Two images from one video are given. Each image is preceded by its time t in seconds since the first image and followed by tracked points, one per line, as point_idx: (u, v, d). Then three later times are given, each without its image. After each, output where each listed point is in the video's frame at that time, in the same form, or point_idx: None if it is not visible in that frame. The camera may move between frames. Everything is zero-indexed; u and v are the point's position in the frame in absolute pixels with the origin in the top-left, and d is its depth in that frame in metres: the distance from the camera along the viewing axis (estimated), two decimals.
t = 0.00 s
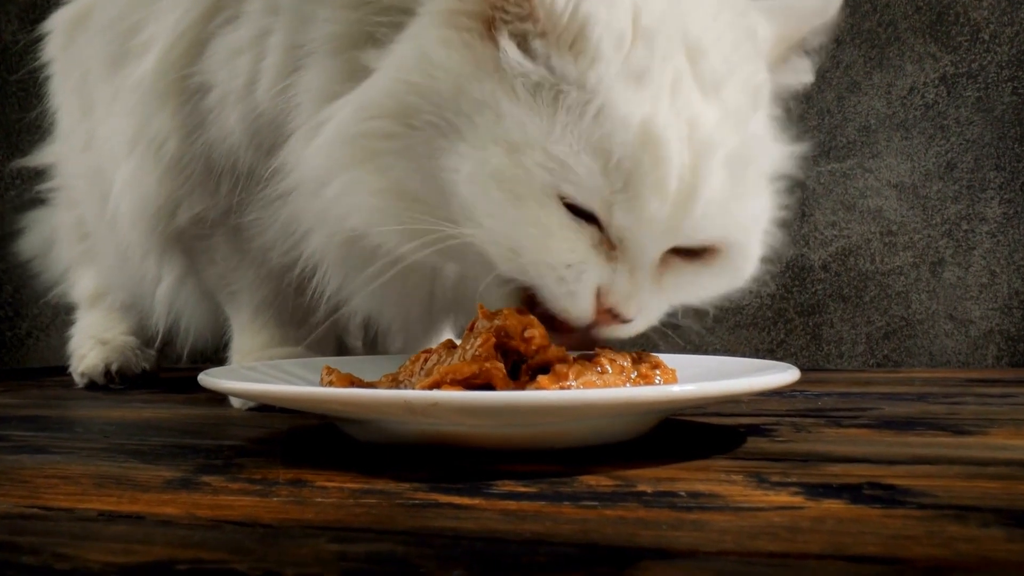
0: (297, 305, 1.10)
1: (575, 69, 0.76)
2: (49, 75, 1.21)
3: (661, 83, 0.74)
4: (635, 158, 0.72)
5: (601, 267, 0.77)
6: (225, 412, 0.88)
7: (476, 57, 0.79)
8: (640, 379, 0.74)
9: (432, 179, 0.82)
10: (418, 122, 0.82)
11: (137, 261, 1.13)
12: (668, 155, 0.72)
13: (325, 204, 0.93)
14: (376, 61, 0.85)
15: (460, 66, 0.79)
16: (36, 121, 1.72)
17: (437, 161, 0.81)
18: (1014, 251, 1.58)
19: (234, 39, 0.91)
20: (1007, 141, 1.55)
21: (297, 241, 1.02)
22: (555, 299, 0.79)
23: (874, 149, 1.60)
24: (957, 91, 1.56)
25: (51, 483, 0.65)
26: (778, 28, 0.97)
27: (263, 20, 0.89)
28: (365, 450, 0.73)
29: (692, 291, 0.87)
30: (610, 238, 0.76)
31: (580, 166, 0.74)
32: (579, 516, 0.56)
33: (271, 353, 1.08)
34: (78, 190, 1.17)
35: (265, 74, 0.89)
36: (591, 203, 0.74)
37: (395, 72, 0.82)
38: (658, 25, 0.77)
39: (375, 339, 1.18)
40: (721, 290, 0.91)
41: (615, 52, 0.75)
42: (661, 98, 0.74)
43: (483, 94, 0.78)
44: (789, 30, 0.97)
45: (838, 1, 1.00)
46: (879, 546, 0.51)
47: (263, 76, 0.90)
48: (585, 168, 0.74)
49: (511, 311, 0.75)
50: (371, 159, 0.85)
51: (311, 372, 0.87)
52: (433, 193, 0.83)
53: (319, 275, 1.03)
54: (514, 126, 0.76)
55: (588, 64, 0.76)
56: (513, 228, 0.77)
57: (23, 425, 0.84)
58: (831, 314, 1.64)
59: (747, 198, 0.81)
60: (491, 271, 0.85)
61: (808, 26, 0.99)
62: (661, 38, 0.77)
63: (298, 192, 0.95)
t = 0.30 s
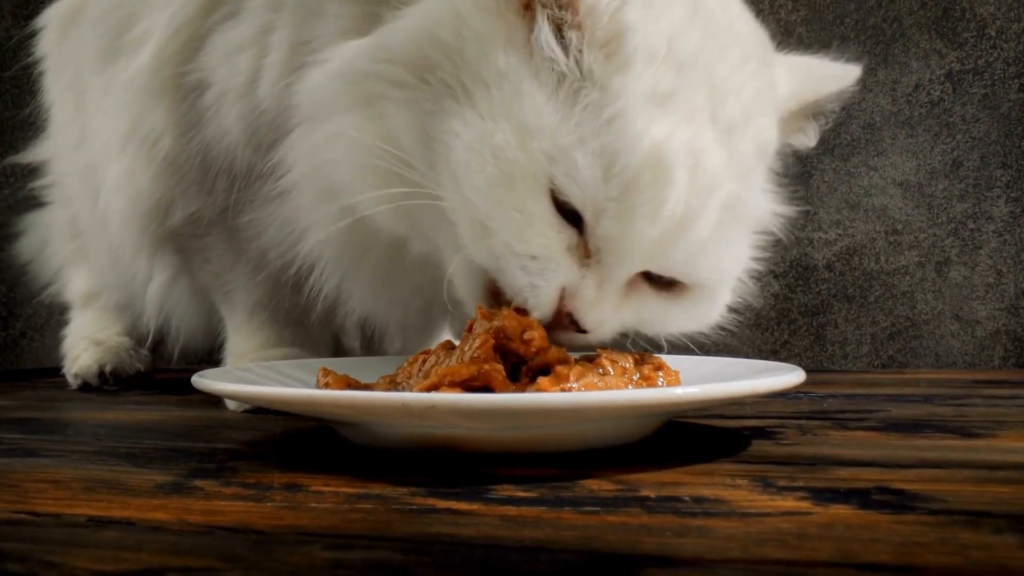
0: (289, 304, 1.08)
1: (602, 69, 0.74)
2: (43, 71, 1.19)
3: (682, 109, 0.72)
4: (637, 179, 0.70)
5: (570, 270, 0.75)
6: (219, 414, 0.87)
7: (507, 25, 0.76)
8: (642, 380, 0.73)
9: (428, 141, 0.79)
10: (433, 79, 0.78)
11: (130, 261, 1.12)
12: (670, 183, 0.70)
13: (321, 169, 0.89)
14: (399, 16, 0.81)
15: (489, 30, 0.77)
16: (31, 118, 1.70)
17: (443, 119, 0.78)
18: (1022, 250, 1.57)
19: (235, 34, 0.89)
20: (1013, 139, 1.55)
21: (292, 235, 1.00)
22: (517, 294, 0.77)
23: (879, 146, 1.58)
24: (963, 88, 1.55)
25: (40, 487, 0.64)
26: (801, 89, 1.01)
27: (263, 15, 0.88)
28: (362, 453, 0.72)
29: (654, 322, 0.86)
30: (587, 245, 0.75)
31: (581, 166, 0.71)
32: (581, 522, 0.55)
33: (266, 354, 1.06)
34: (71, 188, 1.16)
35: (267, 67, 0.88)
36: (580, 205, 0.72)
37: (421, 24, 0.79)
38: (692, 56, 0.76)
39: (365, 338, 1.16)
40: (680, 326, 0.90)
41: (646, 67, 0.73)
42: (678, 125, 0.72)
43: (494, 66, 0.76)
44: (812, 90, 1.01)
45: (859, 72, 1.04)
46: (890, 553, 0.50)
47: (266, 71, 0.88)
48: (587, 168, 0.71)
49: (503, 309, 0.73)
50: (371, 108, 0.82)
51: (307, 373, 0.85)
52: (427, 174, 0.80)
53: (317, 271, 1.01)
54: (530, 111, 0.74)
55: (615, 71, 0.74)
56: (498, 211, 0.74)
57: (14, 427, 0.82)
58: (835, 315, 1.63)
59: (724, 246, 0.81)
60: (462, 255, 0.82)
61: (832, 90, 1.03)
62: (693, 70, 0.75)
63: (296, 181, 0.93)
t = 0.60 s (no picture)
0: (282, 305, 1.07)
1: (599, 83, 0.73)
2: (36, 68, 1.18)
3: (680, 122, 0.72)
4: (634, 196, 0.70)
5: (563, 285, 0.74)
6: (214, 416, 0.85)
7: (501, 35, 0.74)
8: (644, 382, 0.71)
9: (421, 155, 0.77)
10: (426, 91, 0.76)
11: (123, 262, 1.10)
12: (665, 202, 0.70)
13: (308, 178, 0.87)
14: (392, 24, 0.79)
15: (484, 43, 0.74)
16: (24, 117, 1.68)
17: (436, 131, 0.76)
18: None
19: (227, 29, 0.88)
20: (1020, 136, 1.53)
21: (278, 241, 0.99)
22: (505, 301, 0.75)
23: (884, 144, 1.57)
24: (969, 85, 1.53)
25: (29, 492, 0.62)
26: (790, 93, 1.00)
27: (256, 10, 0.86)
28: (358, 456, 0.70)
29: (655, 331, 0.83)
30: (581, 259, 0.73)
31: (580, 182, 0.71)
32: (583, 529, 0.53)
33: (262, 356, 1.05)
34: (65, 187, 1.14)
35: (257, 62, 0.86)
36: (577, 223, 0.71)
37: (415, 33, 0.77)
38: (688, 70, 0.75)
39: (364, 340, 1.13)
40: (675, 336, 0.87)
41: (643, 79, 0.73)
42: (678, 139, 0.72)
43: (483, 77, 0.74)
44: (801, 91, 1.00)
45: (844, 71, 1.04)
46: (901, 560, 0.48)
47: (256, 67, 0.87)
48: (586, 182, 0.71)
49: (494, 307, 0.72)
50: (363, 115, 0.79)
51: (303, 374, 0.84)
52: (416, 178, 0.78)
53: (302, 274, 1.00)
54: (530, 128, 0.72)
55: (610, 83, 0.73)
56: (488, 226, 0.73)
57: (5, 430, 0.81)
58: (840, 315, 1.61)
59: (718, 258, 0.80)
60: (450, 262, 0.80)
61: (820, 90, 1.02)
62: (690, 82, 0.75)
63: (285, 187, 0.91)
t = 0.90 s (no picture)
0: (279, 305, 1.05)
1: (581, 83, 0.70)
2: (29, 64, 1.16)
3: (664, 122, 0.69)
4: (620, 194, 0.67)
5: (547, 288, 0.71)
6: (208, 418, 0.84)
7: (482, 34, 0.72)
8: (646, 384, 0.70)
9: (401, 157, 0.76)
10: (407, 91, 0.75)
11: (116, 262, 1.09)
12: (649, 201, 0.67)
13: (292, 181, 0.87)
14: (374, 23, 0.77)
15: (465, 42, 0.72)
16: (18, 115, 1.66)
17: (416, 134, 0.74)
18: None
19: (219, 24, 0.86)
20: None
21: (267, 239, 0.98)
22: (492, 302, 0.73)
23: (890, 141, 1.55)
24: (976, 82, 1.51)
25: (18, 497, 0.61)
26: (782, 84, 0.99)
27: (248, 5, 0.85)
28: (354, 459, 0.69)
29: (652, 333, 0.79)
30: (564, 262, 0.71)
31: (562, 184, 0.68)
32: (586, 535, 0.52)
33: (257, 357, 1.04)
34: (57, 185, 1.13)
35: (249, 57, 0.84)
36: (559, 224, 0.69)
37: (396, 32, 0.75)
38: (672, 68, 0.72)
39: (360, 340, 1.10)
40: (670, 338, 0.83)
41: (626, 79, 0.69)
42: (663, 139, 0.69)
43: (462, 78, 0.72)
44: (791, 85, 0.99)
45: (833, 66, 1.04)
46: (912, 569, 0.47)
47: (246, 62, 0.85)
48: (568, 184, 0.68)
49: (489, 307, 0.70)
50: (343, 117, 0.78)
51: (299, 376, 0.82)
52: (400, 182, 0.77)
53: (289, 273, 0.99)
54: (511, 128, 0.70)
55: (592, 82, 0.70)
56: (469, 228, 0.71)
57: None
58: (845, 315, 1.60)
59: (709, 263, 0.77)
60: (434, 265, 0.79)
61: (808, 85, 1.00)
62: (674, 79, 0.71)
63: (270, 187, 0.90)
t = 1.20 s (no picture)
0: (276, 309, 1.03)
1: (565, 72, 0.70)
2: (22, 61, 1.15)
3: (650, 109, 0.70)
4: (607, 180, 0.67)
5: (535, 280, 0.70)
6: (203, 420, 0.82)
7: (468, 26, 0.71)
8: (649, 386, 0.69)
9: (388, 152, 0.74)
10: (391, 83, 0.73)
11: (108, 262, 1.07)
12: (637, 187, 0.67)
13: (279, 177, 0.85)
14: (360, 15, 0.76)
15: (449, 36, 0.71)
16: (11, 113, 1.65)
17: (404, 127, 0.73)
18: None
19: (208, 20, 0.85)
20: None
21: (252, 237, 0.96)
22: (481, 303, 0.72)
23: (895, 139, 1.54)
24: (982, 79, 1.50)
25: (6, 502, 0.59)
26: (768, 71, 1.00)
27: None
28: (351, 463, 0.67)
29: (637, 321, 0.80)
30: (552, 255, 0.70)
31: (551, 173, 0.67)
32: (587, 542, 0.51)
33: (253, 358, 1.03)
34: (51, 184, 1.11)
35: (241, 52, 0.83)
36: (547, 215, 0.68)
37: (380, 24, 0.74)
38: (658, 55, 0.73)
39: (359, 348, 1.08)
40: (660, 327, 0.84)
41: (611, 67, 0.70)
42: (649, 126, 0.69)
43: (449, 72, 0.71)
44: (780, 72, 1.01)
45: (823, 53, 1.05)
46: None
47: (236, 56, 0.84)
48: (555, 175, 0.67)
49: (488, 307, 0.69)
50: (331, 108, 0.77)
51: (294, 377, 0.81)
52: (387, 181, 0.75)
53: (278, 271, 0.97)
54: (498, 119, 0.69)
55: (577, 70, 0.70)
56: (458, 220, 0.69)
57: None
58: (849, 315, 1.58)
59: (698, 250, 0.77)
60: (424, 265, 0.77)
61: (799, 72, 1.03)
62: (661, 64, 0.73)
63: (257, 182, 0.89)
